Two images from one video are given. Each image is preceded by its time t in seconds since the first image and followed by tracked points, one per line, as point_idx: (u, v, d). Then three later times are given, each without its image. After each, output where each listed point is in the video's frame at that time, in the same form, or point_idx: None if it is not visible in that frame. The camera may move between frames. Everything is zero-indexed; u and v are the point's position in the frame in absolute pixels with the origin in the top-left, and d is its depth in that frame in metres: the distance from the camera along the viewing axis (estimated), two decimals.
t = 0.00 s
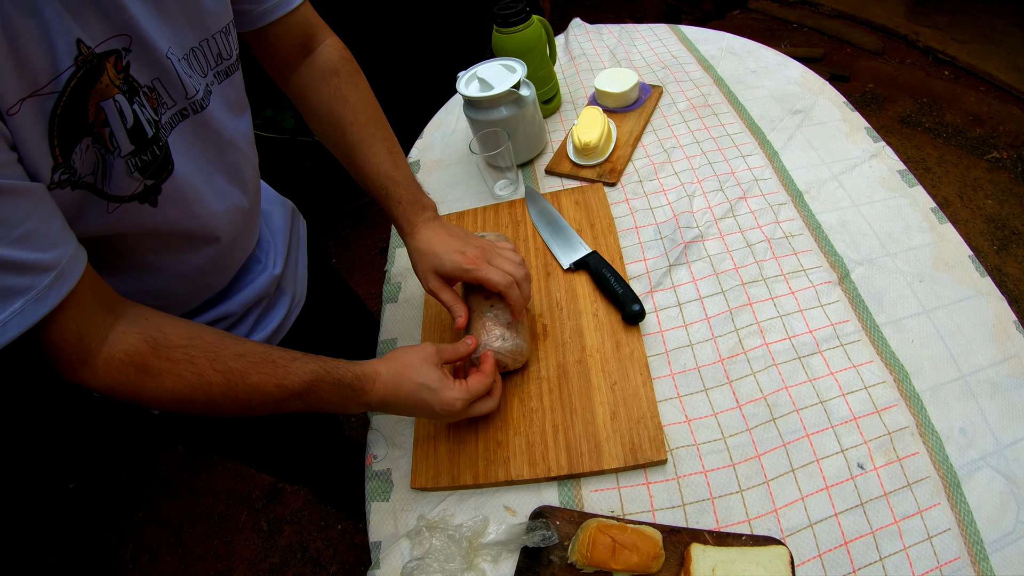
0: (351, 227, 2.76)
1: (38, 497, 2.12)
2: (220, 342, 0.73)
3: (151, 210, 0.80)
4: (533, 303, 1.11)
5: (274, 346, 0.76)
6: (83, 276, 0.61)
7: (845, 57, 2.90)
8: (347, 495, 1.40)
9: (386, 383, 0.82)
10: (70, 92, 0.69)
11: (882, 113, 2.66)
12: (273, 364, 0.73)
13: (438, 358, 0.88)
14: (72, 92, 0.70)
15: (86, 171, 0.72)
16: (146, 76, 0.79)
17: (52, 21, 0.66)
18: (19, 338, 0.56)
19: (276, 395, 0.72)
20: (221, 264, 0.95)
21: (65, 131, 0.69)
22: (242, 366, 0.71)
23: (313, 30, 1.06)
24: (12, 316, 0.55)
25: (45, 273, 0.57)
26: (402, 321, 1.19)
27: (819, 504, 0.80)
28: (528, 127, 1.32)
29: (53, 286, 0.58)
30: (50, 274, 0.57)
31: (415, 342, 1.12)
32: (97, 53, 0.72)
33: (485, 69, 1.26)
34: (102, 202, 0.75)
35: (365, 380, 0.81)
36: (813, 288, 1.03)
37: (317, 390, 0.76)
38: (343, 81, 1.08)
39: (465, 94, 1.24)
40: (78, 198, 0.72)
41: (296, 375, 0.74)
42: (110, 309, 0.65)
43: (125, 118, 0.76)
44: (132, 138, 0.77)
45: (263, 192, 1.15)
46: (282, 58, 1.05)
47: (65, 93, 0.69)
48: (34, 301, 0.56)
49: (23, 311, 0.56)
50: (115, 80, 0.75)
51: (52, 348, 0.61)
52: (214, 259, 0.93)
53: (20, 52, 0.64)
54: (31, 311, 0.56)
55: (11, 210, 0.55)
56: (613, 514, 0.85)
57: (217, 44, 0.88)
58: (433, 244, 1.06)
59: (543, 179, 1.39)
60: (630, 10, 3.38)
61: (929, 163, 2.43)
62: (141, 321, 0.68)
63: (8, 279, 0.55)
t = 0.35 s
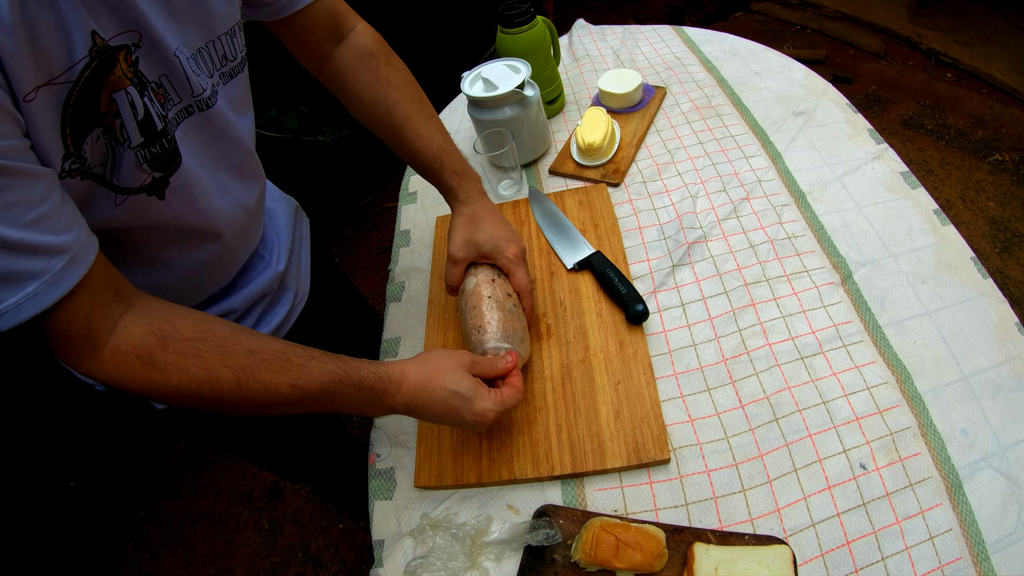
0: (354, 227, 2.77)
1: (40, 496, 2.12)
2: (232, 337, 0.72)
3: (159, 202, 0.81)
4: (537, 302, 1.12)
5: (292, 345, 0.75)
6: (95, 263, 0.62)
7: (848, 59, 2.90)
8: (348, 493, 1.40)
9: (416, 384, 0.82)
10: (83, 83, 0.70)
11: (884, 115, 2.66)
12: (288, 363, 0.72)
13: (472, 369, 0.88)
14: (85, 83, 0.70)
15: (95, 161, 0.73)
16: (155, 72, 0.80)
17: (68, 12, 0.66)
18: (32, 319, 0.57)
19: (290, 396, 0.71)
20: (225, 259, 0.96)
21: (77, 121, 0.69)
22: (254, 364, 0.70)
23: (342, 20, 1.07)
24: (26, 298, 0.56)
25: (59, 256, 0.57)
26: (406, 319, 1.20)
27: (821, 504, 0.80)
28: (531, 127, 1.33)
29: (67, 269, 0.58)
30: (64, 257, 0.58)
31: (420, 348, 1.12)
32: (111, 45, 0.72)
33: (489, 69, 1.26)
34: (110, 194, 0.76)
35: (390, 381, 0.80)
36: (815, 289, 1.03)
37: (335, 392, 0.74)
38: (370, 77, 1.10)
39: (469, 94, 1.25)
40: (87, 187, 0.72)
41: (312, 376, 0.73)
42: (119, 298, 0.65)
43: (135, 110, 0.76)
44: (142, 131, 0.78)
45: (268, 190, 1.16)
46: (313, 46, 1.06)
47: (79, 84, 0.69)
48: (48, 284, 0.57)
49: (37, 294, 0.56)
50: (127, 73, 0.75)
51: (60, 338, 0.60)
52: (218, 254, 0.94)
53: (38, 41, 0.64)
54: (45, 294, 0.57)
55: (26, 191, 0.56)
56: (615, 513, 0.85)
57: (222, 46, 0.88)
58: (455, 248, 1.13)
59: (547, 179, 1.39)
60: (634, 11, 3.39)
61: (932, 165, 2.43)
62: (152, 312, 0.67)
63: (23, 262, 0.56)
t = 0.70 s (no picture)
0: (355, 226, 2.77)
1: (41, 494, 2.12)
2: (199, 339, 0.69)
3: (160, 196, 0.81)
4: (538, 300, 1.12)
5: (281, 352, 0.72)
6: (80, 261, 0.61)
7: (849, 57, 2.89)
8: (349, 491, 1.40)
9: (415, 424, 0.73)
10: (91, 75, 0.70)
11: (886, 113, 2.66)
12: (251, 377, 0.69)
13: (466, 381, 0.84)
14: (94, 76, 0.70)
15: (99, 154, 0.72)
16: (168, 68, 0.80)
17: (80, 5, 0.66)
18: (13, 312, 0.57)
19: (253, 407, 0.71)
20: (225, 255, 0.96)
21: (83, 114, 0.69)
22: (215, 373, 0.68)
23: (353, 25, 1.08)
24: (10, 289, 0.56)
25: (47, 251, 0.58)
26: (407, 318, 1.19)
27: (823, 502, 0.80)
28: (532, 126, 1.33)
29: (53, 264, 0.58)
30: (51, 253, 0.58)
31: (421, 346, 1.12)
32: (122, 40, 0.73)
33: (490, 67, 1.26)
34: (112, 185, 0.75)
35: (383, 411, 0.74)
36: (817, 286, 1.03)
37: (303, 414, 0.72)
38: (385, 81, 1.12)
39: (471, 92, 1.24)
40: (89, 180, 0.72)
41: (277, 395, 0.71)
42: (92, 292, 0.65)
43: (142, 106, 0.76)
44: (147, 126, 0.77)
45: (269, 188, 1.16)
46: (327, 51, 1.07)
47: (87, 76, 0.70)
48: (33, 277, 0.57)
49: (21, 287, 0.56)
50: (137, 68, 0.75)
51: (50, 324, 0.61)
52: (218, 250, 0.93)
53: (49, 32, 0.64)
54: (29, 287, 0.57)
55: (22, 183, 0.56)
56: (617, 511, 0.85)
57: (231, 48, 0.88)
58: (438, 238, 1.14)
59: (547, 177, 1.39)
60: (635, 9, 3.38)
61: (933, 163, 2.43)
62: (120, 309, 0.66)
63: (11, 253, 0.56)
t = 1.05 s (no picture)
0: (355, 224, 2.77)
1: (42, 492, 2.12)
2: (215, 309, 0.72)
3: (162, 189, 0.80)
4: (538, 297, 1.12)
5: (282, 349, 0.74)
6: (86, 249, 0.61)
7: (850, 56, 2.89)
8: (350, 488, 1.40)
9: (405, 347, 0.81)
10: (95, 65, 0.70)
11: (886, 112, 2.65)
12: (273, 329, 0.73)
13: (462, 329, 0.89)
14: (97, 66, 0.70)
15: (102, 145, 0.72)
16: (170, 60, 0.79)
17: None
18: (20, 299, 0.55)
19: (279, 362, 0.72)
20: (226, 251, 0.95)
21: (86, 104, 0.69)
22: (239, 332, 0.71)
23: (347, 26, 1.08)
24: (18, 275, 0.55)
25: (55, 236, 0.57)
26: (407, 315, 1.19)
27: (823, 499, 0.80)
28: (533, 123, 1.32)
29: (61, 250, 0.58)
30: (59, 238, 0.57)
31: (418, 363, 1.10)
32: (125, 31, 0.73)
33: (491, 64, 1.26)
34: (115, 177, 0.75)
35: (380, 342, 0.80)
36: (817, 284, 1.03)
37: (322, 355, 0.75)
38: (378, 81, 1.12)
39: (471, 88, 1.24)
40: (91, 171, 0.72)
41: (297, 341, 0.74)
42: (106, 279, 0.65)
43: (144, 96, 0.76)
44: (150, 117, 0.78)
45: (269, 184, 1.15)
46: (320, 50, 1.07)
47: (91, 66, 0.69)
48: (42, 263, 0.56)
49: (30, 272, 0.55)
50: (139, 59, 0.75)
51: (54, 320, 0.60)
52: (219, 245, 0.93)
53: (55, 21, 0.64)
54: (37, 273, 0.56)
55: (29, 170, 0.55)
56: (617, 508, 0.85)
57: (231, 43, 0.88)
58: (433, 236, 1.12)
59: (548, 175, 1.39)
60: (635, 8, 3.38)
61: (934, 162, 2.43)
62: (135, 291, 0.67)
63: (19, 238, 0.55)
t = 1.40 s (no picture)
0: (355, 225, 2.78)
1: (41, 492, 2.12)
2: (215, 314, 0.72)
3: (168, 187, 0.81)
4: (538, 298, 1.12)
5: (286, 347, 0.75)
6: (90, 249, 0.61)
7: (850, 59, 2.90)
8: (350, 488, 1.40)
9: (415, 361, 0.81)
10: (101, 63, 0.70)
11: (886, 115, 2.66)
12: (275, 335, 0.72)
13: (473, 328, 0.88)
14: (104, 63, 0.70)
15: (108, 143, 0.73)
16: (175, 58, 0.80)
17: None
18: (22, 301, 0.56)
19: (280, 368, 0.71)
20: (229, 250, 0.96)
21: (93, 102, 0.70)
22: (240, 337, 0.70)
23: (345, 27, 1.09)
24: (22, 276, 0.55)
25: (59, 237, 0.57)
26: (408, 315, 1.20)
27: (822, 501, 0.80)
28: (533, 125, 1.33)
29: (65, 251, 0.58)
30: (63, 238, 0.58)
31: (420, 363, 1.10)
32: (132, 29, 0.73)
33: (492, 66, 1.27)
34: (121, 175, 0.76)
35: (387, 348, 0.80)
36: (817, 286, 1.03)
37: (327, 362, 0.74)
38: (372, 79, 1.12)
39: (472, 90, 1.24)
40: (98, 169, 0.72)
41: (300, 347, 0.73)
42: (107, 282, 0.65)
43: (150, 94, 0.77)
44: (156, 115, 0.78)
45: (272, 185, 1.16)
46: (317, 52, 1.07)
47: (98, 64, 0.70)
48: (45, 264, 0.56)
49: (33, 274, 0.56)
50: (145, 57, 0.76)
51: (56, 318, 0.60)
52: (223, 245, 0.94)
53: (60, 18, 0.64)
54: (40, 274, 0.56)
55: (34, 168, 0.56)
56: (617, 509, 0.86)
57: (235, 41, 0.89)
58: (435, 239, 1.13)
59: (548, 176, 1.39)
60: (636, 10, 3.39)
61: (934, 165, 2.43)
62: (136, 294, 0.67)
63: (23, 239, 0.55)
